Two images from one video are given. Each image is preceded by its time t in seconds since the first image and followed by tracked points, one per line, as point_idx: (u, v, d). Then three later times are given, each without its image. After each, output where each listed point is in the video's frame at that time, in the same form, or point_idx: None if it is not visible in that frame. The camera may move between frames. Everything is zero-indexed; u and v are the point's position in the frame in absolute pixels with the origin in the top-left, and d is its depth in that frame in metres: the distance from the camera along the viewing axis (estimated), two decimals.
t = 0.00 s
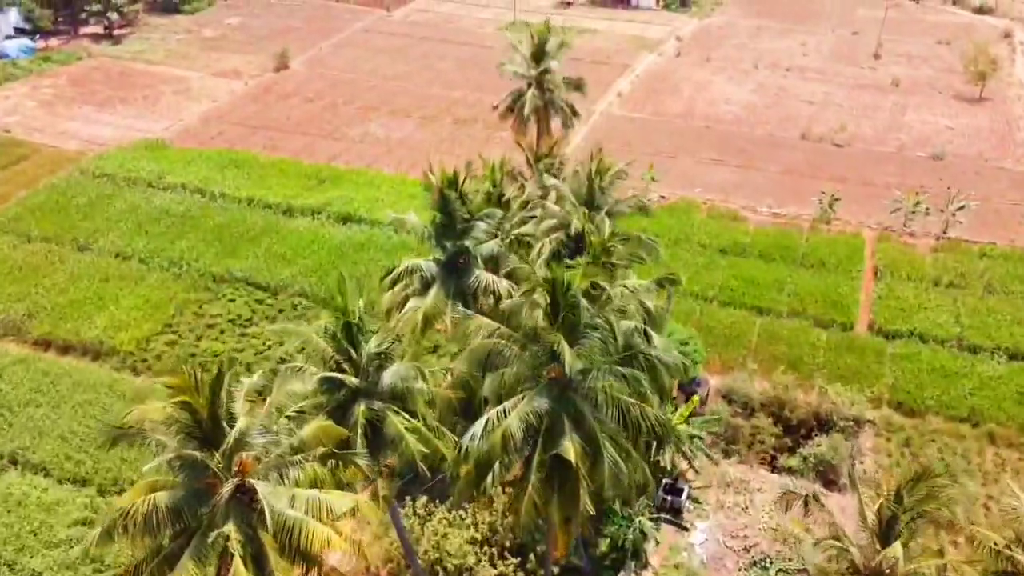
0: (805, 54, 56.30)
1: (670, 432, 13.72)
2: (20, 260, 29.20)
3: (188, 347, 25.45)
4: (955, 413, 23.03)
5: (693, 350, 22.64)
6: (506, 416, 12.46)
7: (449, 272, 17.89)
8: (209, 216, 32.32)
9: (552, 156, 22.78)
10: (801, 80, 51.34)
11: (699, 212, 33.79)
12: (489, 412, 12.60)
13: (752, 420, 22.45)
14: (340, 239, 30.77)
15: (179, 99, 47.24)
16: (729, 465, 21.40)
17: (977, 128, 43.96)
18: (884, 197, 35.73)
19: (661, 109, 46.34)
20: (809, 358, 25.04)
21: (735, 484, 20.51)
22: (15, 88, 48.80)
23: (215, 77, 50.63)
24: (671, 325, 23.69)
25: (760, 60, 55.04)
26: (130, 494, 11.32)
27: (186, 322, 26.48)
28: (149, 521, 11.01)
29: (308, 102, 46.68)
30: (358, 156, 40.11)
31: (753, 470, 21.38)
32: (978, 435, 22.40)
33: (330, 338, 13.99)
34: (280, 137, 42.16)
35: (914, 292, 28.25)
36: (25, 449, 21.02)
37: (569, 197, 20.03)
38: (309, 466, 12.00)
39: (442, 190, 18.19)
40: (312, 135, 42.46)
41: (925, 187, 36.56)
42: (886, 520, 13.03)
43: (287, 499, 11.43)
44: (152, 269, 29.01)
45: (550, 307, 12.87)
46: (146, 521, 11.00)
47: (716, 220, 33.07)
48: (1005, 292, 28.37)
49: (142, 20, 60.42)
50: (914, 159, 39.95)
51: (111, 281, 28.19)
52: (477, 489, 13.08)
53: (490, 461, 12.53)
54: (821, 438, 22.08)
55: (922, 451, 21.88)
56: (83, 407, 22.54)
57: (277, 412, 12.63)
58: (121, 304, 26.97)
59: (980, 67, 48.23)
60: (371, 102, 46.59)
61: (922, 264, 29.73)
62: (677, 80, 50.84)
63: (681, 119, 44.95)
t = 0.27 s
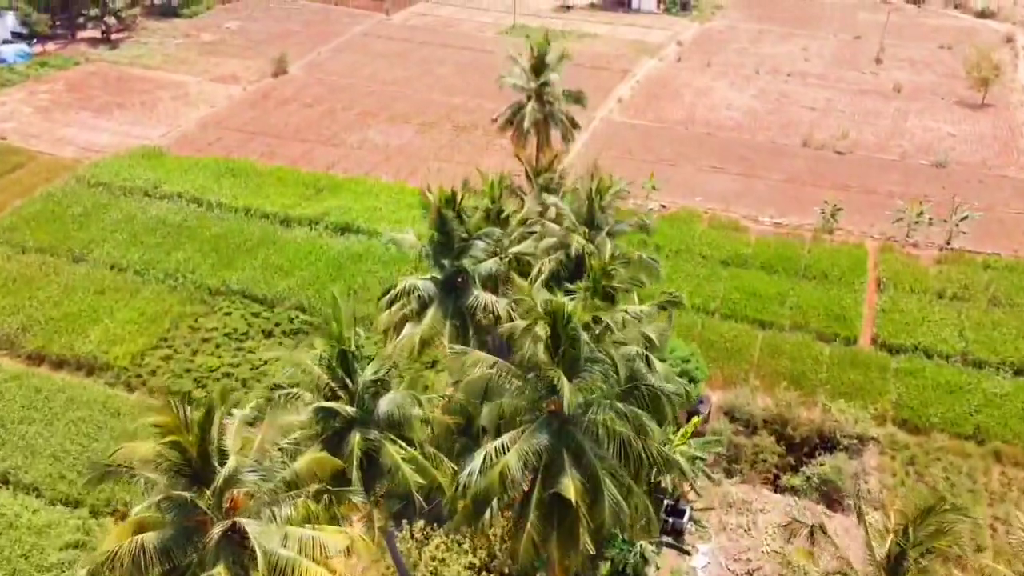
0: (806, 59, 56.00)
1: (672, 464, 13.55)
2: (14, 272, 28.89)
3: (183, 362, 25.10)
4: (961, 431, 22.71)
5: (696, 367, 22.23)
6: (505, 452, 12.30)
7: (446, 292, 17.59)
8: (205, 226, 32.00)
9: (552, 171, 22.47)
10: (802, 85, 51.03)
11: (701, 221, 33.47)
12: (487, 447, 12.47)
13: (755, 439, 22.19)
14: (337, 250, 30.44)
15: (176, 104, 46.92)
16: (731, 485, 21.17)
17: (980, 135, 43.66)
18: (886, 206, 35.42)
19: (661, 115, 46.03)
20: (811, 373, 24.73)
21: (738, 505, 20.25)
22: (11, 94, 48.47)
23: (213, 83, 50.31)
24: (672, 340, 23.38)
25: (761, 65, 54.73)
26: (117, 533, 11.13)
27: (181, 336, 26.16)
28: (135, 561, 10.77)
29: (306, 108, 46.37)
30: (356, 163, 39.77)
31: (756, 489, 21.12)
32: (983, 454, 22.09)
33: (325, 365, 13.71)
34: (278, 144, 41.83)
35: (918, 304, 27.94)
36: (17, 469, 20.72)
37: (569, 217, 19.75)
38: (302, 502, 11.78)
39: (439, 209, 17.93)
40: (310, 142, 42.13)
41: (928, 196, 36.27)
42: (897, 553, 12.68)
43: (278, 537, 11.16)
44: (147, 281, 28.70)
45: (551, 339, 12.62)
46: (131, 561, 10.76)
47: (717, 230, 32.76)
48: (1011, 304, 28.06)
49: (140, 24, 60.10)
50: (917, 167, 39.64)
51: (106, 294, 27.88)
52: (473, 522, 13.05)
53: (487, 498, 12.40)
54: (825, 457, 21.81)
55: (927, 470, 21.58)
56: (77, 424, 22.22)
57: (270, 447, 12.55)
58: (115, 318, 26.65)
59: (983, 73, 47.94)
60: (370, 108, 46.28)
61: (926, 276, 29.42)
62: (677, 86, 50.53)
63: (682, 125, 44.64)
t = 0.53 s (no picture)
0: (808, 64, 55.70)
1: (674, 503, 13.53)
2: (8, 284, 28.58)
3: (178, 377, 24.76)
4: (968, 449, 22.39)
5: (698, 384, 21.83)
6: (504, 489, 12.45)
7: (444, 313, 17.21)
8: (202, 236, 31.72)
9: (552, 187, 22.20)
10: (804, 91, 50.71)
11: (702, 231, 33.16)
12: (485, 484, 12.63)
13: (757, 458, 21.91)
14: (334, 261, 30.12)
15: (174, 111, 46.62)
16: (733, 504, 20.95)
17: (983, 142, 43.36)
18: (889, 216, 35.12)
19: (662, 122, 45.73)
20: (816, 389, 24.41)
21: (741, 526, 20.00)
22: (7, 99, 48.15)
23: (211, 88, 50.00)
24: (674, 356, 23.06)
25: (763, 70, 54.41)
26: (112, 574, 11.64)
27: (176, 350, 25.85)
28: None
29: (304, 114, 46.06)
30: (355, 171, 39.46)
31: (758, 509, 20.91)
32: (989, 472, 21.77)
33: (320, 394, 13.55)
34: (276, 151, 41.52)
35: (921, 317, 27.64)
36: (9, 489, 20.45)
37: (569, 237, 19.49)
38: (295, 540, 11.96)
39: (436, 228, 17.57)
40: (308, 149, 41.82)
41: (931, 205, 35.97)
42: None
43: None
44: (143, 293, 28.40)
45: (552, 372, 12.75)
46: None
47: (719, 240, 32.45)
48: (1016, 317, 27.74)
49: (138, 28, 59.82)
50: (919, 175, 39.34)
51: (101, 307, 27.59)
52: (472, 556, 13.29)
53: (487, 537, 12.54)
54: (828, 476, 21.56)
55: (932, 489, 21.27)
56: (69, 442, 21.92)
57: (263, 483, 12.73)
58: (110, 331, 26.35)
59: (986, 79, 47.62)
60: (369, 114, 45.99)
61: (930, 288, 29.13)
62: (678, 92, 50.23)
63: (682, 132, 44.36)
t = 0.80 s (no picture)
0: (809, 70, 55.42)
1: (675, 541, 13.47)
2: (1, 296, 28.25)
3: (173, 394, 24.43)
4: (974, 468, 22.08)
5: (700, 403, 21.50)
6: (503, 530, 12.29)
7: (441, 335, 16.85)
8: (198, 247, 31.39)
9: (552, 203, 21.94)
10: (806, 97, 50.39)
11: (703, 242, 32.84)
12: (484, 524, 12.49)
13: (761, 477, 21.62)
14: (332, 272, 29.79)
15: (171, 117, 46.31)
16: (737, 526, 20.74)
17: (986, 149, 43.06)
18: (892, 225, 34.81)
19: (663, 129, 45.41)
20: (819, 405, 24.14)
21: (744, 548, 19.83)
22: (4, 105, 47.83)
23: (209, 94, 49.69)
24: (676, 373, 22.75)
25: (764, 76, 54.11)
26: None
27: (172, 365, 25.55)
28: None
29: (303, 121, 45.76)
30: (353, 179, 39.14)
31: (761, 530, 20.72)
32: (996, 492, 21.43)
33: (315, 424, 13.28)
34: (274, 158, 41.20)
35: (926, 331, 27.31)
36: None
37: (569, 258, 19.20)
38: None
39: (434, 248, 17.19)
40: (307, 156, 41.50)
41: (934, 215, 35.67)
42: None
43: None
44: (138, 306, 28.07)
45: (553, 409, 12.83)
46: None
47: (720, 251, 32.14)
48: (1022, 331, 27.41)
49: (136, 32, 59.54)
50: (922, 183, 39.02)
51: (96, 320, 27.27)
52: None
53: None
54: (833, 496, 21.26)
55: (938, 509, 20.94)
56: (62, 461, 21.62)
57: (255, 519, 12.82)
58: (105, 345, 26.05)
59: (989, 86, 47.31)
60: (368, 121, 45.70)
61: (933, 300, 28.84)
62: (679, 97, 49.91)
63: (683, 139, 44.06)
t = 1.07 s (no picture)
0: (811, 74, 55.08)
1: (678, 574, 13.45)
2: None
3: (167, 408, 24.08)
4: (980, 485, 21.79)
5: (703, 419, 21.26)
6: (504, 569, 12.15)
7: (438, 354, 16.58)
8: (194, 256, 31.03)
9: (552, 215, 21.57)
10: (808, 102, 50.07)
11: (705, 251, 32.50)
12: (483, 558, 12.33)
13: (764, 495, 21.34)
14: (329, 282, 29.46)
15: (168, 122, 45.96)
16: (740, 545, 20.51)
17: (989, 155, 42.75)
18: (896, 233, 34.49)
19: (664, 134, 45.07)
20: (823, 420, 23.83)
21: (746, 569, 19.54)
22: None
23: (206, 99, 49.34)
24: (678, 388, 22.43)
25: (766, 80, 53.76)
26: None
27: (166, 378, 25.19)
28: None
29: (301, 126, 45.41)
30: (352, 185, 38.79)
31: (764, 550, 20.53)
32: (1003, 510, 21.11)
33: (308, 450, 12.96)
34: (272, 164, 40.85)
35: (931, 342, 26.98)
36: None
37: (570, 276, 18.77)
38: None
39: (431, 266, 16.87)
40: (305, 163, 41.14)
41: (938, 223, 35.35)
42: None
43: None
44: (133, 317, 27.72)
45: (553, 442, 12.99)
46: None
47: (722, 260, 31.76)
48: None
49: (133, 36, 59.19)
50: (926, 191, 38.71)
51: (90, 331, 26.91)
52: None
53: None
54: (838, 513, 20.97)
55: (945, 527, 20.58)
56: (54, 478, 21.30)
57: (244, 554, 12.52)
58: (99, 358, 25.69)
59: (992, 91, 47.00)
60: (367, 126, 45.35)
61: (938, 311, 28.52)
62: (680, 102, 49.57)
63: (684, 145, 43.72)
